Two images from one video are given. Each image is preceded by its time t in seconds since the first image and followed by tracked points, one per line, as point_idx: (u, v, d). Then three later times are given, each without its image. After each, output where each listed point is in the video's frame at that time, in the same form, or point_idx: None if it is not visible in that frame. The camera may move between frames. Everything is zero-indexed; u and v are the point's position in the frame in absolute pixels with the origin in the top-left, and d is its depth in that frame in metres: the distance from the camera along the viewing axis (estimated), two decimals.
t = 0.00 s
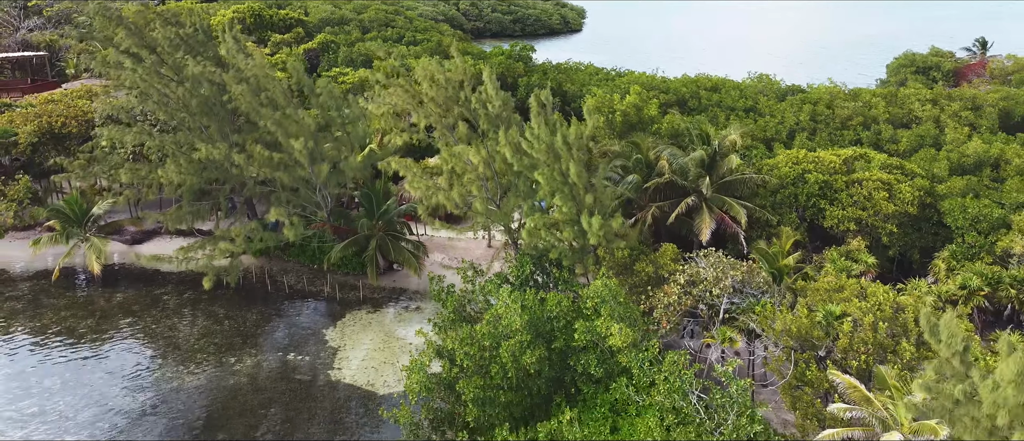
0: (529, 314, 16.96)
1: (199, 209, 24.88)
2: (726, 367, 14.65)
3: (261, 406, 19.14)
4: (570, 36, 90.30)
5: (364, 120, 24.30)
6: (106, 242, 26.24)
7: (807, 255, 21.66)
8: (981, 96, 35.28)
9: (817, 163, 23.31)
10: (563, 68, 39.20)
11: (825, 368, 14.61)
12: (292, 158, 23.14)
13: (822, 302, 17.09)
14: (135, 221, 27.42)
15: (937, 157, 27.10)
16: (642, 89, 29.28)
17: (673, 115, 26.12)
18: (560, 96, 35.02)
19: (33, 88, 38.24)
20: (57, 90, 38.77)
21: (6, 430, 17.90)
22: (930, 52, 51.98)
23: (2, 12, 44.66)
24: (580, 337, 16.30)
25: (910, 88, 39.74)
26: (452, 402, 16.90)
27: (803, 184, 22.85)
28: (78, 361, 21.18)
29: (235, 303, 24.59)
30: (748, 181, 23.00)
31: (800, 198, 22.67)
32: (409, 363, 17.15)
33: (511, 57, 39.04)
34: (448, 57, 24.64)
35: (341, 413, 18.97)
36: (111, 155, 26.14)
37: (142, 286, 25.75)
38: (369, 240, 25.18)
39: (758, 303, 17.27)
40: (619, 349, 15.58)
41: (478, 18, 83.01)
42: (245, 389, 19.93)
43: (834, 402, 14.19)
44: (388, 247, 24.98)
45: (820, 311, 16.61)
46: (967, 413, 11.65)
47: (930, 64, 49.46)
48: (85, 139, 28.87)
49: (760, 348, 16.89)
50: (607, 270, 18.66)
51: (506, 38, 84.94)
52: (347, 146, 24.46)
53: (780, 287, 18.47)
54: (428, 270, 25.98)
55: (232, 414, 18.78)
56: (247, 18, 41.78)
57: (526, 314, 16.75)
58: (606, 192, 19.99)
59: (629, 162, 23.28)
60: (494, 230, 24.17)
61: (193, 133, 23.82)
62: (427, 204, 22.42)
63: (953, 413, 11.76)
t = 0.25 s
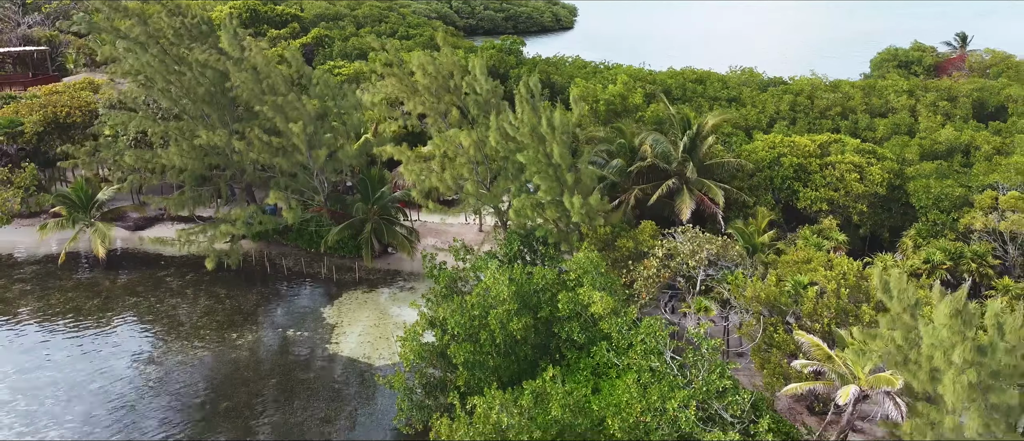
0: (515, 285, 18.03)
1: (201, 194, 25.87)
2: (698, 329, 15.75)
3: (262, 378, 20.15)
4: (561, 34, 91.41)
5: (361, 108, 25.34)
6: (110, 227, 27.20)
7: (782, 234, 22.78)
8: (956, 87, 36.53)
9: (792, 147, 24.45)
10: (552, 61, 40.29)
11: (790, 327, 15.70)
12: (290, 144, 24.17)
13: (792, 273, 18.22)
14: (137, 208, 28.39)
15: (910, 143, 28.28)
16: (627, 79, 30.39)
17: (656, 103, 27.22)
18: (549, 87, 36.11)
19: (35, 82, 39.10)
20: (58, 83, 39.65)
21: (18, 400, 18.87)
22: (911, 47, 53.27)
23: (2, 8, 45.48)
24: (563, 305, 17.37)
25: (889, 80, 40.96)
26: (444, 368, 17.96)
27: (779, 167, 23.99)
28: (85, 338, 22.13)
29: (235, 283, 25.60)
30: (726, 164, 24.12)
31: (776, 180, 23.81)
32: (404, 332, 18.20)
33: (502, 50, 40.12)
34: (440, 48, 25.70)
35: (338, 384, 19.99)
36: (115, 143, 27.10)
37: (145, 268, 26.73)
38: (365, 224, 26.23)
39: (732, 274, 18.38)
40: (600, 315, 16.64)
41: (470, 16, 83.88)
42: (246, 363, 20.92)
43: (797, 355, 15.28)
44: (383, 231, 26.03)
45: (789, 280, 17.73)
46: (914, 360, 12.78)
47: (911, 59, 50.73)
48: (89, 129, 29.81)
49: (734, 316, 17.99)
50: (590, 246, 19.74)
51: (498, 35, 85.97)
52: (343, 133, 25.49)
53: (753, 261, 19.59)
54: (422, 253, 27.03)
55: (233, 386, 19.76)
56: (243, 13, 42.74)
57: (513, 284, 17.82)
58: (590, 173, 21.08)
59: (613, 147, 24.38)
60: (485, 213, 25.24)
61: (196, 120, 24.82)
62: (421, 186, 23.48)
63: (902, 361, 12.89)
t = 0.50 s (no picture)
0: (486, 251, 19.41)
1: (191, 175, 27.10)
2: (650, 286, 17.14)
3: (245, 348, 21.33)
4: (544, 30, 92.90)
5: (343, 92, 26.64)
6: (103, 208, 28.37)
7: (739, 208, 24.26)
8: (916, 76, 38.20)
9: (751, 128, 25.94)
10: (530, 52, 41.70)
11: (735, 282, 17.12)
12: (276, 126, 25.46)
13: (742, 238, 19.67)
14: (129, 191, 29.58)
15: (865, 126, 29.87)
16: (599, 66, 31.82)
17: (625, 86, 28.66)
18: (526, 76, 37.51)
19: (26, 73, 40.13)
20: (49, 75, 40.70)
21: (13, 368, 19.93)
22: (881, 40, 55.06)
23: None
24: (529, 268, 18.77)
25: (853, 70, 42.64)
26: (419, 329, 19.29)
27: (738, 146, 25.48)
28: (76, 313, 23.20)
29: (224, 261, 26.87)
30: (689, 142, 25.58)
31: (735, 158, 25.30)
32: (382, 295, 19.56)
33: (481, 42, 41.49)
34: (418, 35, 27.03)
35: (318, 354, 21.20)
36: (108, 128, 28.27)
37: (137, 247, 27.94)
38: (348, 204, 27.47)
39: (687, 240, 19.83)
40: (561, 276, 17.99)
41: (454, 13, 85.20)
42: (230, 335, 22.09)
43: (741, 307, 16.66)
44: (366, 210, 27.28)
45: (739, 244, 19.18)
46: (837, 302, 14.23)
47: (880, 51, 52.46)
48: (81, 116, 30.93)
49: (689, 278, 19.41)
50: (557, 217, 21.15)
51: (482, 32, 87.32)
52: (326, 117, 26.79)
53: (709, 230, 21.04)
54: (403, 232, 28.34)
55: (217, 355, 20.91)
56: (230, 6, 43.91)
57: (484, 250, 19.17)
58: (558, 150, 22.47)
59: (582, 127, 25.80)
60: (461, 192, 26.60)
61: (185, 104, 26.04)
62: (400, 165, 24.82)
63: (827, 303, 14.33)
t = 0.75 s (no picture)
0: (436, 222, 20.61)
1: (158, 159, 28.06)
2: (584, 250, 18.41)
3: (206, 323, 22.27)
4: (517, 27, 94.16)
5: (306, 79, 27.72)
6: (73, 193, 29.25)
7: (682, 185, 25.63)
8: (863, 66, 39.84)
9: (695, 110, 27.30)
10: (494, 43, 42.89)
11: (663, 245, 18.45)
12: (240, 111, 26.50)
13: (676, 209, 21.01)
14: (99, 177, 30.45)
15: (808, 110, 31.35)
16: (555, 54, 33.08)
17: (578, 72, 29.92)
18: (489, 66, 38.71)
19: None
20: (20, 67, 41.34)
21: None
22: (839, 33, 56.84)
23: None
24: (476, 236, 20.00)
25: (807, 60, 44.23)
26: (373, 296, 20.46)
27: (682, 127, 26.83)
28: (41, 292, 23.98)
29: (191, 241, 27.91)
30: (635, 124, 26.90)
31: (679, 139, 26.65)
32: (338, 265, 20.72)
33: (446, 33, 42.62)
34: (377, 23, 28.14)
35: (277, 328, 22.23)
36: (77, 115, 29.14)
37: (107, 230, 28.87)
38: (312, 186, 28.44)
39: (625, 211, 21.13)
40: (504, 244, 19.21)
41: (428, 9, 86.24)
42: (193, 311, 23.02)
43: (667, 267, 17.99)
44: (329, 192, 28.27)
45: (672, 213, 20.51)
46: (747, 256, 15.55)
47: (837, 44, 54.20)
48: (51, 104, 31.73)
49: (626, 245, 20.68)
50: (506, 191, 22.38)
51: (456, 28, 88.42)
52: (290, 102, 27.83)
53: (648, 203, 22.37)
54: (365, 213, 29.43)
55: (179, 329, 21.83)
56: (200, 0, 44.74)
57: (433, 221, 20.36)
58: (508, 129, 23.69)
59: (534, 110, 27.04)
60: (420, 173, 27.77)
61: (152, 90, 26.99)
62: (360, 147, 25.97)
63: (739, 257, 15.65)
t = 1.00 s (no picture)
0: (386, 198, 21.69)
1: (129, 144, 29.04)
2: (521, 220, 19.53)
3: (168, 299, 23.18)
4: (499, 23, 95.28)
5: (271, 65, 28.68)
6: (46, 177, 30.20)
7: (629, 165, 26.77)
8: (822, 55, 41.03)
9: (646, 94, 28.44)
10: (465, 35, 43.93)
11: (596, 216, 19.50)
12: (206, 96, 27.48)
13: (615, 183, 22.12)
14: (72, 162, 31.40)
15: (760, 97, 32.59)
16: (518, 42, 34.11)
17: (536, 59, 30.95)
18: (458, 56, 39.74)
19: None
20: None
21: None
22: (807, 26, 58.15)
23: None
24: (424, 210, 21.06)
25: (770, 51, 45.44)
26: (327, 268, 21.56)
27: (632, 110, 27.96)
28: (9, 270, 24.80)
29: (161, 223, 28.96)
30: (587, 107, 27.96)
31: (629, 121, 27.77)
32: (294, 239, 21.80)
33: (418, 25, 43.63)
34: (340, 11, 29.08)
35: (236, 303, 23.19)
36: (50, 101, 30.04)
37: (80, 213, 29.86)
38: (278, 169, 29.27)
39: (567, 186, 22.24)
40: (448, 217, 20.23)
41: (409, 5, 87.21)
42: (155, 289, 23.92)
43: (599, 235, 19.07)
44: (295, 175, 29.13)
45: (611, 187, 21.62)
46: (665, 221, 16.63)
47: (805, 37, 55.48)
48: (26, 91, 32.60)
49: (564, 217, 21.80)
50: (456, 169, 23.43)
51: (437, 24, 89.47)
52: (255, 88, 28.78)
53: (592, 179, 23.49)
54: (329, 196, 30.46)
55: (141, 304, 22.71)
56: None
57: (383, 197, 21.39)
58: (460, 111, 24.74)
59: (491, 94, 28.09)
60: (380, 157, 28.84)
61: (121, 76, 27.93)
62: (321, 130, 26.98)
63: (658, 221, 16.76)
